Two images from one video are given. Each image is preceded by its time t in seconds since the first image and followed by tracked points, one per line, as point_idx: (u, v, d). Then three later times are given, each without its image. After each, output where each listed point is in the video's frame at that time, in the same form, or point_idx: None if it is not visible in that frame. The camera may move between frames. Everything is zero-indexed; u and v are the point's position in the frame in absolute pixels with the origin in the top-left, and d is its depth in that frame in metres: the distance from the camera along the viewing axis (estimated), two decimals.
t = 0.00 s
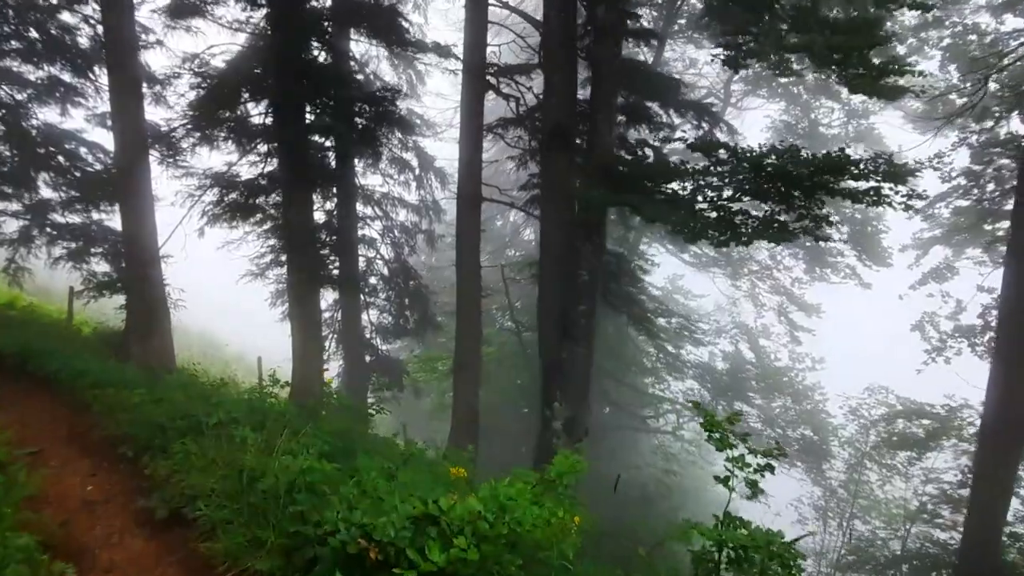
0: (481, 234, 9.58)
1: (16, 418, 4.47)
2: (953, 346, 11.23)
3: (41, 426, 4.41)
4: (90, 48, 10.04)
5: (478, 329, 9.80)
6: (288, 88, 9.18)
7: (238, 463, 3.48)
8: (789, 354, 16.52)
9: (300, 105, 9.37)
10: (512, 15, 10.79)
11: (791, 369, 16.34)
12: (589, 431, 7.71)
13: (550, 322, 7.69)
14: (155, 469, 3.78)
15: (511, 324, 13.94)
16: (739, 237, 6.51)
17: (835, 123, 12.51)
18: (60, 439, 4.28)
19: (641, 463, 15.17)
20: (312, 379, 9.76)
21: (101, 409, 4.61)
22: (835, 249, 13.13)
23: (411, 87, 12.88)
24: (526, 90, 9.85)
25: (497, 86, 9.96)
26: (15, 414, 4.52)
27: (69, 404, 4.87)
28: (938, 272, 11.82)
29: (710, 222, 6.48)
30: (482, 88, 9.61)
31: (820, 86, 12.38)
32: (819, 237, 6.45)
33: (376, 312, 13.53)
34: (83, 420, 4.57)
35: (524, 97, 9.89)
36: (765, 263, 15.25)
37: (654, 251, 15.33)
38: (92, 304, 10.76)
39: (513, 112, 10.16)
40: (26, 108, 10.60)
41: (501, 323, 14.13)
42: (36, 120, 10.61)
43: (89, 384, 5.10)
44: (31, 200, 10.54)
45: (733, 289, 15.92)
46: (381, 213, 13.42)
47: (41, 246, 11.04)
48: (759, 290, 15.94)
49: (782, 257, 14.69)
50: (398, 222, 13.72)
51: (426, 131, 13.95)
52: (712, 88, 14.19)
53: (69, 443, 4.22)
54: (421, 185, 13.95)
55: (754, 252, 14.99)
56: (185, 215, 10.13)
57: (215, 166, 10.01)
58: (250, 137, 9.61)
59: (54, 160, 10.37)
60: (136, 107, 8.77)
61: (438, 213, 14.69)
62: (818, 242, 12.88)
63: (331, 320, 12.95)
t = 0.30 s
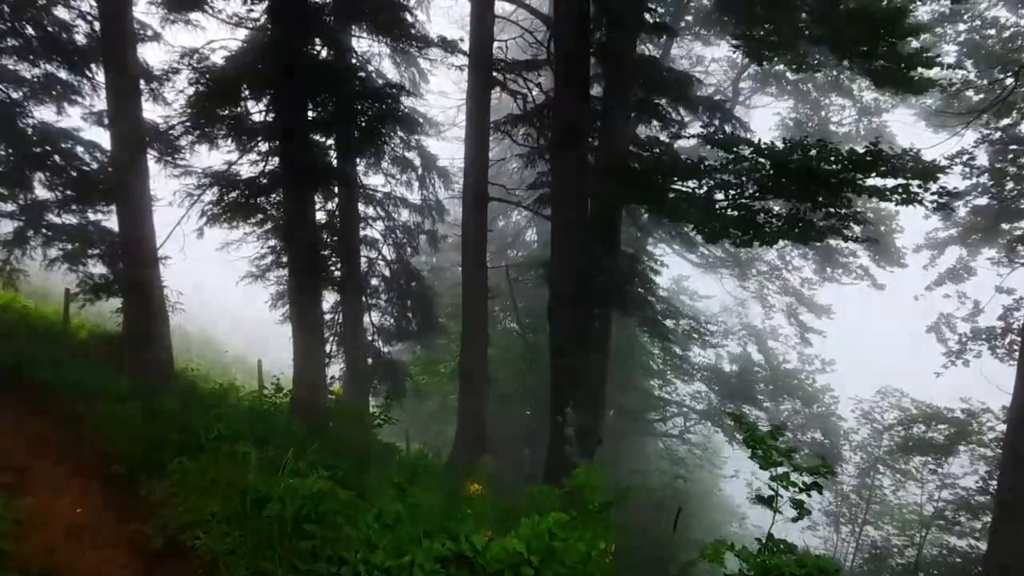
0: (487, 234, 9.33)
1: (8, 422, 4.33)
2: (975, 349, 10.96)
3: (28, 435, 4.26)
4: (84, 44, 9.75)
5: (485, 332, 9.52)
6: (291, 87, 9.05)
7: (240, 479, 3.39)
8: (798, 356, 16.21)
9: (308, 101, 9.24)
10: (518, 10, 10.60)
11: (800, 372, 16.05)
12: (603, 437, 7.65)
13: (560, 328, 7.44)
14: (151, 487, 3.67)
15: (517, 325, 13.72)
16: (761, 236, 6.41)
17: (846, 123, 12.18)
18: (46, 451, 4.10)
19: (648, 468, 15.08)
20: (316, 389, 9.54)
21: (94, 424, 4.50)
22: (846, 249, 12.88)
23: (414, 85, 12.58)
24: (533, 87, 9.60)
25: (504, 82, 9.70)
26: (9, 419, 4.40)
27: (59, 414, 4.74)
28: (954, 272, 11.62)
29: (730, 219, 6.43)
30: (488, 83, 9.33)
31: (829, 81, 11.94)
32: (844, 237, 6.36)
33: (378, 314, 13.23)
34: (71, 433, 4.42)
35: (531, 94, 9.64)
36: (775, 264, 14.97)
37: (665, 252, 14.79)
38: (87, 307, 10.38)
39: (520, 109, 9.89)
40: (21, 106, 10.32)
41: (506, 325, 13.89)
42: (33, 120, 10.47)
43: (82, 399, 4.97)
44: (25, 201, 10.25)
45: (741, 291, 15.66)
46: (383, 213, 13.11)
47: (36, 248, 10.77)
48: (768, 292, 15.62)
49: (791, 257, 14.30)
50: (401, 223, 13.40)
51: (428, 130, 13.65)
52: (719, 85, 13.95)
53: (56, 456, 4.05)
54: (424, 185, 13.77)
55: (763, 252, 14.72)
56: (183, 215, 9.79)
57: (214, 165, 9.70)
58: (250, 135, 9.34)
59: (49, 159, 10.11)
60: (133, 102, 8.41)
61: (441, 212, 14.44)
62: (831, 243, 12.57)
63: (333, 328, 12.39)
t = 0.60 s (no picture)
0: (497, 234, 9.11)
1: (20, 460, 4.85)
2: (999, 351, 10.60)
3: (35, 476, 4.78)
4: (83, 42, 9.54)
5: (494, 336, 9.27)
6: (296, 82, 9.11)
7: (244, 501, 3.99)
8: (810, 359, 14.45)
9: (311, 94, 9.28)
10: (529, 4, 10.34)
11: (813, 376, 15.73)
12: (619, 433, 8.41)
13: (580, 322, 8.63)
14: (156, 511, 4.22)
15: (524, 328, 13.39)
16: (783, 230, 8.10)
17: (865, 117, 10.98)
18: (59, 494, 4.67)
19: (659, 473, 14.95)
20: (322, 397, 9.23)
21: (98, 462, 5.02)
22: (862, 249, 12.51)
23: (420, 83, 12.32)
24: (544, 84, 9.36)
25: (514, 79, 9.45)
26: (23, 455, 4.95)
27: (64, 448, 5.26)
28: (975, 272, 11.21)
29: (756, 218, 8.06)
30: (498, 79, 9.09)
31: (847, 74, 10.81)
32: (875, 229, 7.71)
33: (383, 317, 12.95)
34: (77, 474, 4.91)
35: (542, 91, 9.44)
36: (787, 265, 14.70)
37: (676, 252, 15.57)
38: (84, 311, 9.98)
39: (530, 106, 9.66)
40: (17, 106, 10.03)
41: (512, 328, 13.56)
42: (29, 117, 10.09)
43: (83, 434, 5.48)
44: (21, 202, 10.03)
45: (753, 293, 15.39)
46: (388, 214, 12.84)
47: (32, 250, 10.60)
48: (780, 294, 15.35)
49: (803, 258, 13.92)
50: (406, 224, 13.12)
51: (434, 129, 13.40)
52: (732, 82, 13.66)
53: (69, 500, 4.62)
54: (429, 185, 13.35)
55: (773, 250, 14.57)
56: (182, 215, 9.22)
57: (215, 163, 9.26)
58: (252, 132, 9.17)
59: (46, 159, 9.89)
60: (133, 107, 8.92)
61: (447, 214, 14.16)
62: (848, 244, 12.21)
63: (338, 333, 11.95)
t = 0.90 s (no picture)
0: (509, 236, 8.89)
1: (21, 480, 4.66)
2: None
3: (28, 482, 4.65)
4: (83, 34, 9.30)
5: (506, 337, 9.02)
6: (301, 78, 8.62)
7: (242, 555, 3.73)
8: (825, 360, 15.62)
9: (319, 90, 8.77)
10: None
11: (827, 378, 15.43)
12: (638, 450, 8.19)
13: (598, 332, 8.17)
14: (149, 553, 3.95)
15: (535, 330, 13.13)
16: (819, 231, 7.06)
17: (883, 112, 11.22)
18: (56, 494, 4.65)
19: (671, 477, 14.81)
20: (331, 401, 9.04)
21: (99, 478, 4.83)
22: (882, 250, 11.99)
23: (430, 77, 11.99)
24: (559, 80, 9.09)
25: (528, 73, 9.17)
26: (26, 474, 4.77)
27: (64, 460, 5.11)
28: (1001, 274, 10.91)
29: (790, 217, 6.93)
30: (512, 73, 8.79)
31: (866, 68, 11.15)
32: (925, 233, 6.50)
33: (391, 318, 12.71)
34: (72, 475, 4.88)
35: (556, 86, 9.18)
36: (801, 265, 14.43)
37: (689, 253, 14.39)
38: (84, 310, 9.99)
39: (544, 102, 9.39)
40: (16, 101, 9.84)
41: (521, 328, 13.28)
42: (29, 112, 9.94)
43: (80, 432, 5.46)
44: (20, 199, 9.85)
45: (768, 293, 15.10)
46: (396, 213, 12.50)
47: (32, 248, 10.36)
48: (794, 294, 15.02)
49: (819, 258, 13.58)
50: (414, 223, 12.81)
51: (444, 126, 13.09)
52: (746, 78, 13.38)
53: (64, 498, 4.60)
54: (438, 183, 13.05)
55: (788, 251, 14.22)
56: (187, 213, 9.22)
57: (219, 160, 9.15)
58: (258, 128, 8.83)
59: (46, 155, 9.70)
60: (133, 102, 8.61)
61: (456, 212, 13.85)
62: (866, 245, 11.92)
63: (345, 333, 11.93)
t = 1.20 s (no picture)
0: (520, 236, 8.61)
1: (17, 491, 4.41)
2: None
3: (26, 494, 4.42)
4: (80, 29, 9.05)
5: (517, 341, 8.73)
6: (303, 73, 8.35)
7: None
8: (838, 363, 15.21)
9: (322, 85, 8.50)
10: None
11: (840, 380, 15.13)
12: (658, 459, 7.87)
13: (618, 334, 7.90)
14: None
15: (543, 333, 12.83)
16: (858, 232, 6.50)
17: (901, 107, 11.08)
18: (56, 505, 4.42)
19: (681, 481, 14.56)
20: (336, 406, 8.80)
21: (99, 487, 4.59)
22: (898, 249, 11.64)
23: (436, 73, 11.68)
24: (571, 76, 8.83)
25: (539, 69, 8.91)
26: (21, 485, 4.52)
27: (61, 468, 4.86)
28: None
29: (829, 213, 6.46)
30: (524, 67, 8.52)
31: (883, 64, 10.73)
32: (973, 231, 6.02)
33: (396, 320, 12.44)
34: (70, 480, 4.62)
35: (568, 81, 8.91)
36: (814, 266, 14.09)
37: (699, 252, 14.00)
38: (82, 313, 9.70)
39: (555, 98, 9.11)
40: (13, 98, 9.61)
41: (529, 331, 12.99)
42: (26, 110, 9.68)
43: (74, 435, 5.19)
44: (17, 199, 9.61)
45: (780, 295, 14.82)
46: (400, 213, 12.20)
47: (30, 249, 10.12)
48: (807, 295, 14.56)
49: (833, 258, 12.97)
50: (418, 223, 12.52)
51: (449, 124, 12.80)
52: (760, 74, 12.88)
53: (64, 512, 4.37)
54: (442, 182, 12.93)
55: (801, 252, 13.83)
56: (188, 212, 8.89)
57: (220, 159, 8.77)
58: (260, 125, 8.55)
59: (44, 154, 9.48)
60: (130, 96, 8.34)
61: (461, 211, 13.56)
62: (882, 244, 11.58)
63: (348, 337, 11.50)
